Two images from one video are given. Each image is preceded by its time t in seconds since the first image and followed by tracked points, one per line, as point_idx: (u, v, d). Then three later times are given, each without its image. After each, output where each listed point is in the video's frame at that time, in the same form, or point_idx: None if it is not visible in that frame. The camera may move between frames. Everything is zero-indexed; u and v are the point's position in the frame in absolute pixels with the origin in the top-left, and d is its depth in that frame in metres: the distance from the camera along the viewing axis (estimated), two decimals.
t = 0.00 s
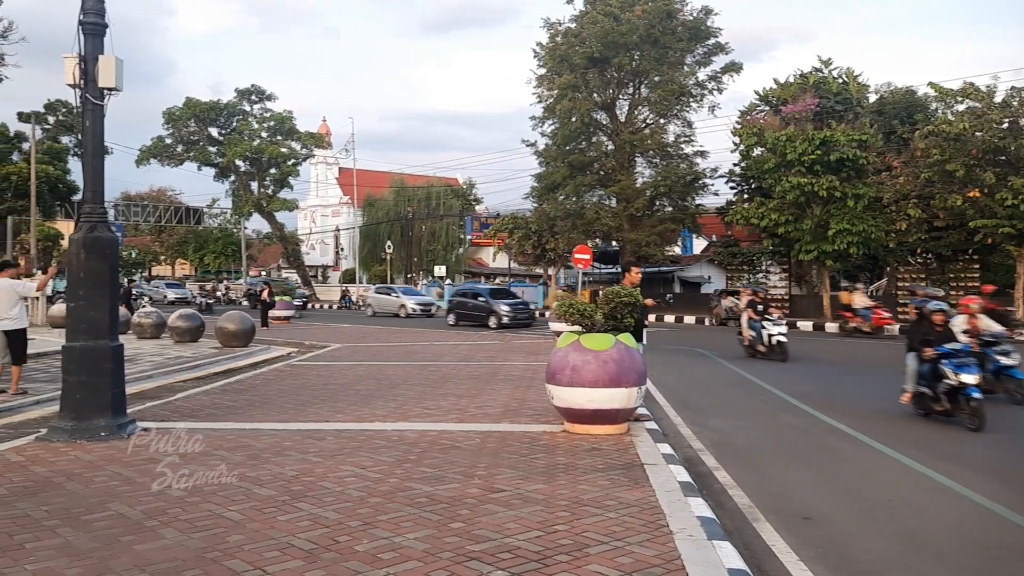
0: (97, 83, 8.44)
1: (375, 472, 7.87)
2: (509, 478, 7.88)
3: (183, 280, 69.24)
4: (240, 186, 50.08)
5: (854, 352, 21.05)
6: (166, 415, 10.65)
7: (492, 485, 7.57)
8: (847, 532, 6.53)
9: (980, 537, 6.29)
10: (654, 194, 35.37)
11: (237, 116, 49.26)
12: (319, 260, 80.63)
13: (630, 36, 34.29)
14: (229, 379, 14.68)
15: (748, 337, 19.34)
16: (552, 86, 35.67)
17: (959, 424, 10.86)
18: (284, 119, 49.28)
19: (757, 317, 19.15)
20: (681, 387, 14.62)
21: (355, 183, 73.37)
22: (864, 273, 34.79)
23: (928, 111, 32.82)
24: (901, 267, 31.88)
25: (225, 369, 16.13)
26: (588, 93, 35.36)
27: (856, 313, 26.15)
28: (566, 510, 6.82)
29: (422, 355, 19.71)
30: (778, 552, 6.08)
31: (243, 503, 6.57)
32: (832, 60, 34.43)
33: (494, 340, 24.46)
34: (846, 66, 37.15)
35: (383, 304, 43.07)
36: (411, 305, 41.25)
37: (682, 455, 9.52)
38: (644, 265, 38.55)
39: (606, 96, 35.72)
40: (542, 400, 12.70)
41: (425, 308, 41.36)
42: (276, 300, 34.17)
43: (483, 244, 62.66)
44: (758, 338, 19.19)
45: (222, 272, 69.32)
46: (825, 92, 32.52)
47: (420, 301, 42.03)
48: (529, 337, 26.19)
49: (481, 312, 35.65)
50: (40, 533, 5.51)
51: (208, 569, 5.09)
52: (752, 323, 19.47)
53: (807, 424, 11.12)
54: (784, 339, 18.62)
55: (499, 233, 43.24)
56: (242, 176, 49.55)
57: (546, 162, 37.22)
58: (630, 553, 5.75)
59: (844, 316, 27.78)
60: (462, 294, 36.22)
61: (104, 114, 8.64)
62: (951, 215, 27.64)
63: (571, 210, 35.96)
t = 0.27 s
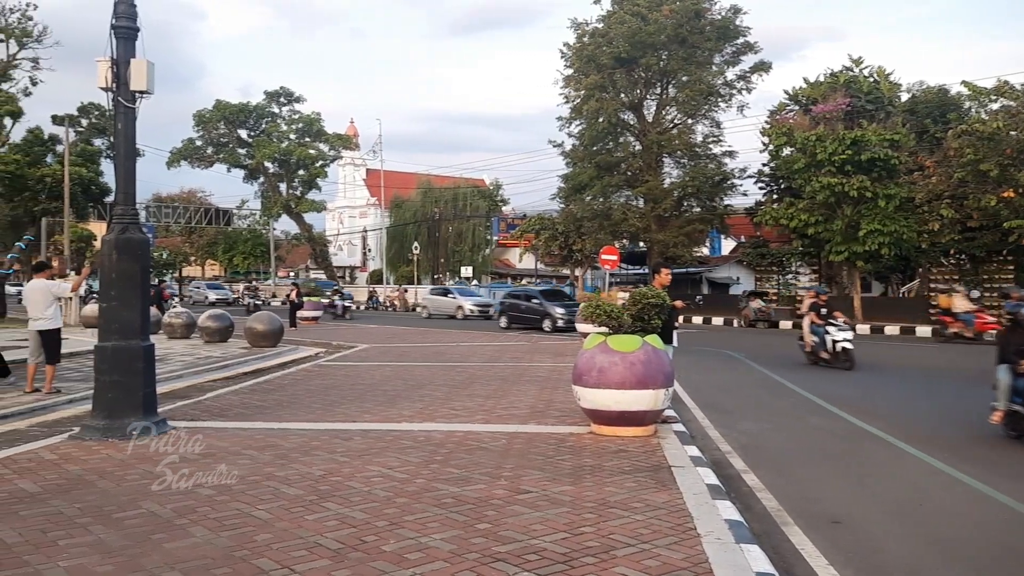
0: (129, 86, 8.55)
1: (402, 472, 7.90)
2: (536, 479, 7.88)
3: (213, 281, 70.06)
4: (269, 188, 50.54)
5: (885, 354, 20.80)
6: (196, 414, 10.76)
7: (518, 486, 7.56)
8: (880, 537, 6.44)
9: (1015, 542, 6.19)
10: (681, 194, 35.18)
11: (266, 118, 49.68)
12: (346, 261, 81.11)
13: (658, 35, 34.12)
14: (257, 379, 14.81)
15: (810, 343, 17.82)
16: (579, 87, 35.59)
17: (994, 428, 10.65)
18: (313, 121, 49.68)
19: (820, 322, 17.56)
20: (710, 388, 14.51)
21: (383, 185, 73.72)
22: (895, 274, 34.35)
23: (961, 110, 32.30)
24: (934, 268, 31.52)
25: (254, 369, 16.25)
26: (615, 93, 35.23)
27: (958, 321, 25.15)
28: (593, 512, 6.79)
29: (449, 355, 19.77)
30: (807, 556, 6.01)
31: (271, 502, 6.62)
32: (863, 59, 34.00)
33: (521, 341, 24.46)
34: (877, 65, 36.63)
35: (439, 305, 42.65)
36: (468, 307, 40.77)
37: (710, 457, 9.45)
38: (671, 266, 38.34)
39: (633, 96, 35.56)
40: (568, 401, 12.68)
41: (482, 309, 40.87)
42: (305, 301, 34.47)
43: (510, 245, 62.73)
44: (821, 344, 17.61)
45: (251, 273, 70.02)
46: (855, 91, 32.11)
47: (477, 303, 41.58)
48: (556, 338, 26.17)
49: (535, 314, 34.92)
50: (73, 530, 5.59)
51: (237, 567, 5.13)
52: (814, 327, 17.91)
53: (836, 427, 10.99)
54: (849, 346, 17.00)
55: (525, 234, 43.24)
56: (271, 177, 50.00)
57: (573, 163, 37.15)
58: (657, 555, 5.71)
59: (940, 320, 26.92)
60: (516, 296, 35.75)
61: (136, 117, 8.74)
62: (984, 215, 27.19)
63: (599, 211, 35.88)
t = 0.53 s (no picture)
0: (158, 89, 8.66)
1: (425, 472, 7.92)
2: (559, 481, 7.86)
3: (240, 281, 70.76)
4: (295, 189, 50.91)
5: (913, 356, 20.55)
6: (223, 414, 10.87)
7: (542, 488, 7.55)
8: (908, 541, 6.35)
9: None
10: (707, 195, 34.97)
11: (293, 120, 50.02)
12: (371, 262, 81.55)
13: (683, 35, 33.95)
14: (283, 379, 14.93)
15: (872, 350, 16.23)
16: (603, 87, 35.51)
17: None
18: (338, 123, 49.99)
19: (884, 327, 15.99)
20: (734, 390, 14.41)
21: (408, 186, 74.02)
22: (925, 275, 33.91)
23: (993, 109, 31.82)
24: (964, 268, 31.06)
25: (280, 369, 16.33)
26: (640, 93, 35.10)
27: None
28: (617, 514, 6.76)
29: (473, 356, 19.80)
30: (834, 560, 5.95)
31: (296, 501, 6.66)
32: (891, 58, 33.57)
33: (544, 342, 24.44)
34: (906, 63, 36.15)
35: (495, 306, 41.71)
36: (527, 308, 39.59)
37: (735, 459, 9.38)
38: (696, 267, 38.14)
39: (658, 96, 35.39)
40: (592, 402, 12.65)
41: (542, 313, 39.55)
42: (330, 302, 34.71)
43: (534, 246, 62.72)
44: (886, 352, 15.97)
45: (277, 273, 70.57)
46: (884, 90, 31.71)
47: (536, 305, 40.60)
48: (580, 339, 26.13)
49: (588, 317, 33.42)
50: (101, 528, 5.66)
51: (262, 566, 5.17)
52: (877, 333, 16.30)
53: (862, 429, 10.87)
54: (917, 353, 15.40)
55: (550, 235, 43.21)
56: (297, 178, 50.35)
57: (597, 164, 37.07)
58: (681, 558, 5.68)
59: None
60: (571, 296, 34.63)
61: (164, 119, 8.85)
62: (1016, 215, 26.75)
63: (623, 211, 35.78)
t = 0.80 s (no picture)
0: (193, 92, 8.79)
1: (456, 472, 7.94)
2: (589, 482, 7.83)
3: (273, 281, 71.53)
4: (328, 190, 51.31)
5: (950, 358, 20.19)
6: (255, 412, 11.00)
7: (572, 488, 7.53)
8: (944, 545, 6.25)
9: None
10: (740, 195, 34.67)
11: (325, 121, 50.43)
12: (403, 263, 81.99)
13: (716, 34, 33.71)
14: (314, 378, 15.06)
15: (949, 358, 14.74)
16: (635, 87, 35.38)
17: None
18: (370, 124, 50.33)
19: (963, 332, 14.51)
20: (767, 391, 14.27)
21: (439, 186, 74.32)
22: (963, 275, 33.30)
23: None
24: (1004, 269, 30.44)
25: (312, 369, 16.47)
26: (672, 93, 34.90)
27: None
28: (647, 515, 6.73)
29: (504, 356, 19.81)
30: (868, 564, 5.87)
31: (328, 500, 6.72)
32: (928, 56, 33.01)
33: (575, 343, 24.38)
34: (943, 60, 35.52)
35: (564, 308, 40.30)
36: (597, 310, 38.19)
37: (768, 462, 9.28)
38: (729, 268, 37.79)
39: (690, 96, 35.13)
40: (623, 403, 12.60)
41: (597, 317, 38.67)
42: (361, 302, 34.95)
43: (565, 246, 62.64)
44: (965, 359, 14.48)
45: (310, 274, 71.24)
46: (921, 88, 31.17)
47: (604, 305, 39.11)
48: (611, 340, 26.04)
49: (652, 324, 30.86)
50: (138, 524, 5.75)
51: (295, 564, 5.22)
52: (954, 338, 14.81)
53: (897, 432, 10.70)
54: (1002, 362, 13.86)
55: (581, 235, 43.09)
56: (329, 179, 50.73)
57: (629, 164, 36.92)
58: (712, 561, 5.64)
59: None
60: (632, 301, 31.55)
61: (199, 122, 8.98)
62: None
63: (655, 212, 35.61)
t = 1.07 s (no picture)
0: (235, 95, 8.93)
1: (493, 473, 7.95)
2: (627, 483, 7.78)
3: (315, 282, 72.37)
4: (368, 191, 51.74)
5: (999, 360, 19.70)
6: (297, 411, 11.14)
7: (609, 490, 7.49)
8: (992, 551, 6.09)
9: None
10: (782, 194, 34.22)
11: (365, 123, 50.89)
12: (442, 263, 82.38)
13: (758, 32, 33.32)
14: (354, 379, 15.19)
15: None
16: (675, 86, 35.15)
17: None
18: (409, 126, 50.68)
19: None
20: (809, 393, 14.05)
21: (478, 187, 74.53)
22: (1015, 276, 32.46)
23: None
24: None
25: (353, 369, 16.62)
26: (713, 92, 34.60)
27: None
28: (685, 518, 6.67)
29: (542, 357, 19.79)
30: (914, 570, 5.73)
31: (366, 498, 6.77)
32: (977, 51, 32.23)
33: (615, 344, 24.25)
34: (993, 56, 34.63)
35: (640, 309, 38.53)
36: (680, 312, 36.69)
37: (810, 465, 9.13)
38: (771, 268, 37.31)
39: (732, 94, 34.75)
40: (662, 405, 12.50)
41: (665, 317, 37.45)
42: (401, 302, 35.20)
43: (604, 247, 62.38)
44: None
45: (351, 274, 71.92)
46: (969, 85, 30.44)
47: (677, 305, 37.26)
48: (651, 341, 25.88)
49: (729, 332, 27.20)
50: (180, 521, 5.86)
51: (333, 562, 5.27)
52: None
53: (943, 436, 10.47)
54: None
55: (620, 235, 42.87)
56: (370, 180, 51.14)
57: (669, 163, 36.66)
58: (751, 564, 5.56)
59: None
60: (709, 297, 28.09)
61: (241, 125, 9.12)
62: None
63: (695, 211, 35.34)
